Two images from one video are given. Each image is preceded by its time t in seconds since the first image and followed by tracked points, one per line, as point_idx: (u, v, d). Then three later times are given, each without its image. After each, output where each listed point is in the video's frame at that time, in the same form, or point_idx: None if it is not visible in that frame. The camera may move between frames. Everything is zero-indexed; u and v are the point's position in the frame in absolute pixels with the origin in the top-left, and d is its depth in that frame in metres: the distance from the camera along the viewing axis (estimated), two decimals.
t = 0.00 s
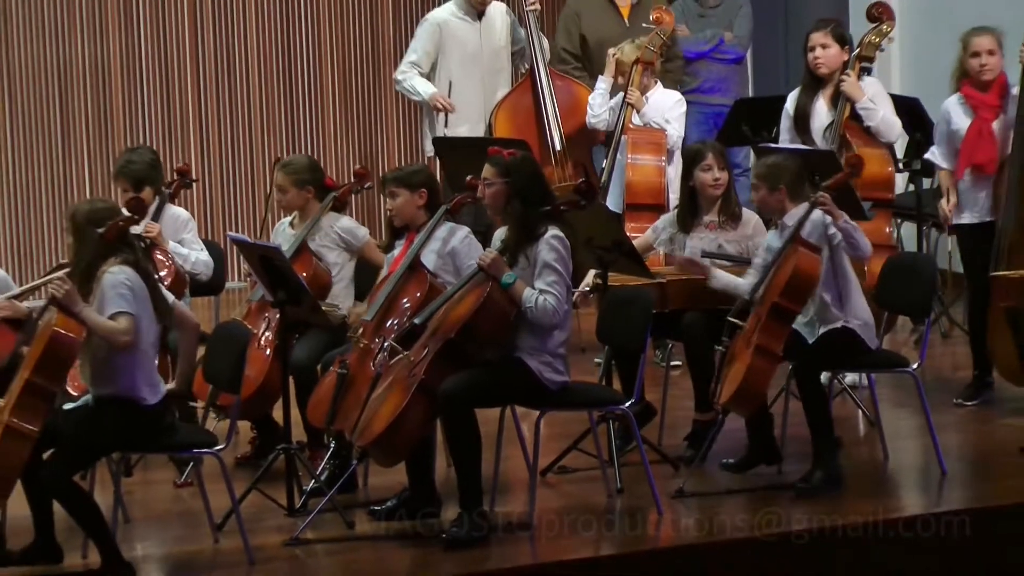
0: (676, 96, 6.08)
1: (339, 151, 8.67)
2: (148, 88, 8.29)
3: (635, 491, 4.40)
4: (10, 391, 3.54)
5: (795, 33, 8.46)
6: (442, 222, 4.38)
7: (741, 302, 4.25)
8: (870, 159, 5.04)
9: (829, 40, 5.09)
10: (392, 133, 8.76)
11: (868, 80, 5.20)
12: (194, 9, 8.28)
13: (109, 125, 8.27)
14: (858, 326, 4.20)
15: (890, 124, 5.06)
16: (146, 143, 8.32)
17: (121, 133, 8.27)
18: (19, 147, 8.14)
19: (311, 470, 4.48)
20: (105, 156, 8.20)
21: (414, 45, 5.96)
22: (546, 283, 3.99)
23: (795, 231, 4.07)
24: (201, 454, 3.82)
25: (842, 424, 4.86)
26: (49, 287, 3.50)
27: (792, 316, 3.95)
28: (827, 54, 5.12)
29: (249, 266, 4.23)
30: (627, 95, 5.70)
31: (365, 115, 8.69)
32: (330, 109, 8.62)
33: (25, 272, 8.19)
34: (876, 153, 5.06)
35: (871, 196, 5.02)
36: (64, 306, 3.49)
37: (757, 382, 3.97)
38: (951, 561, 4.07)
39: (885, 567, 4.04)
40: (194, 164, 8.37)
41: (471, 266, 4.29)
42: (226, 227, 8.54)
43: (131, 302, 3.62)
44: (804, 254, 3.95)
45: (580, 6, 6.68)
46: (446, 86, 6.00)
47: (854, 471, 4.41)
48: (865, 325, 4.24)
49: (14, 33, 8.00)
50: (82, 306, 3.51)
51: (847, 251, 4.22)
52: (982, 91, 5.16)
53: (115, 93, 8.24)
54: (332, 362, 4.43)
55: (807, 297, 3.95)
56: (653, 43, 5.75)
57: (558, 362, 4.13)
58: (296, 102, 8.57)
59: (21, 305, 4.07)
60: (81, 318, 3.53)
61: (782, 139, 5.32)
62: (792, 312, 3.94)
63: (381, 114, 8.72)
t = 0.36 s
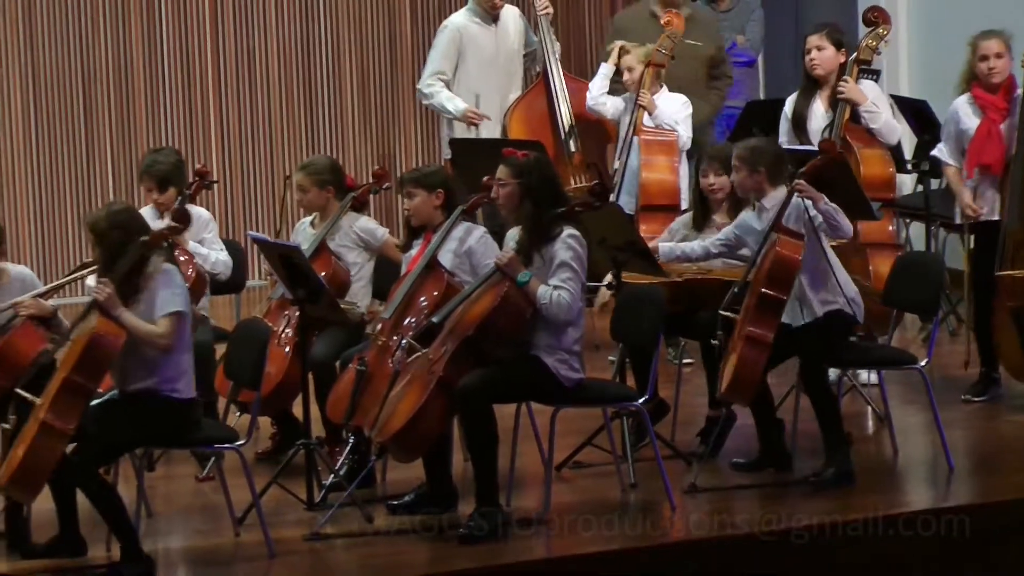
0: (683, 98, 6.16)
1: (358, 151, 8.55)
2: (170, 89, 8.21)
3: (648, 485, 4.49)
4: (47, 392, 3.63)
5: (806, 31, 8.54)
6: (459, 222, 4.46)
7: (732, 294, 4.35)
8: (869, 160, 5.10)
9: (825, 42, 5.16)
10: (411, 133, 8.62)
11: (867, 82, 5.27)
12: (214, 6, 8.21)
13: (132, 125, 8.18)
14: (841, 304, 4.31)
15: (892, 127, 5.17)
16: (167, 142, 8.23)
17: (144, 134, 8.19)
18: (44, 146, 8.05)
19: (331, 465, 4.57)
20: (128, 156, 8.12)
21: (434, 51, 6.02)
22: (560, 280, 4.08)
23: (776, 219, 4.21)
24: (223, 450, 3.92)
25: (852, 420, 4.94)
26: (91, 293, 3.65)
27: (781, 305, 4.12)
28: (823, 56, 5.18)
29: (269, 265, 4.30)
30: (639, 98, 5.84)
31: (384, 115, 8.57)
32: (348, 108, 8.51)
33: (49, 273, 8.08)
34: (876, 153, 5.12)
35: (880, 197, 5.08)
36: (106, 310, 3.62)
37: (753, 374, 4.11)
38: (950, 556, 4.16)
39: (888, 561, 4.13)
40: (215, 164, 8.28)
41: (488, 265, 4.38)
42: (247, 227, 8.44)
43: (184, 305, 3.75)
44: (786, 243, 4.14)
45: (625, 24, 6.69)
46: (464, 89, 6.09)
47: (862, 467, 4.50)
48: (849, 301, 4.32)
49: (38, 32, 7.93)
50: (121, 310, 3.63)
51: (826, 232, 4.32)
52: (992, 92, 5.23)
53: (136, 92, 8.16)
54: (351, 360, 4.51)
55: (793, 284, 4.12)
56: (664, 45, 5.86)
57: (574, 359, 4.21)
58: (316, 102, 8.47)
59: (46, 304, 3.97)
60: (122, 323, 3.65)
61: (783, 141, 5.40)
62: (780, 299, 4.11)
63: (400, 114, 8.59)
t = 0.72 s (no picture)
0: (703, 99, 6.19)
1: (384, 152, 8.60)
2: (199, 90, 8.20)
3: (675, 485, 4.50)
4: (79, 392, 3.64)
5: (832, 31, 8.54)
6: (486, 222, 4.47)
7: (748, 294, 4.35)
8: (892, 159, 5.08)
9: (851, 42, 5.15)
10: (437, 133, 8.70)
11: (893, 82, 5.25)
12: (241, 5, 8.21)
13: (161, 126, 8.16)
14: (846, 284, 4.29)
15: (918, 128, 5.21)
16: (194, 141, 8.22)
17: (174, 135, 8.17)
18: (71, 146, 7.98)
19: (358, 465, 4.58)
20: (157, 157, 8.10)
21: (460, 57, 5.99)
22: (589, 282, 4.09)
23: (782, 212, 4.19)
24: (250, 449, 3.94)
25: (879, 421, 4.94)
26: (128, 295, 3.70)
27: (798, 300, 4.14)
28: (849, 55, 5.18)
29: (296, 263, 4.29)
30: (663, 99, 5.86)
31: (409, 115, 8.63)
32: (375, 106, 8.55)
33: (76, 272, 8.03)
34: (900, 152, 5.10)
35: (905, 197, 5.06)
36: (143, 314, 3.66)
37: (779, 375, 4.13)
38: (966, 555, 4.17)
39: (901, 561, 4.12)
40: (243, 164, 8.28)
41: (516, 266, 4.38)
42: (274, 228, 8.44)
43: (219, 313, 3.77)
44: (799, 235, 4.12)
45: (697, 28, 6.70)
46: (484, 91, 6.08)
47: (889, 467, 4.50)
48: (851, 284, 4.28)
49: (66, 32, 7.88)
50: (159, 314, 3.67)
51: (830, 218, 4.30)
52: None
53: (164, 91, 8.13)
54: (378, 359, 4.53)
55: (809, 278, 4.12)
56: (684, 46, 5.94)
57: (601, 360, 4.22)
58: (342, 103, 8.50)
59: (72, 304, 3.95)
60: (158, 327, 3.69)
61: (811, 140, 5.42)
62: (801, 298, 4.12)
63: (425, 115, 8.66)
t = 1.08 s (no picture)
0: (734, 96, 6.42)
1: (422, 152, 8.62)
2: (236, 89, 8.24)
3: (713, 485, 4.51)
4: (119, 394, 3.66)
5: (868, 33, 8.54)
6: (523, 222, 4.49)
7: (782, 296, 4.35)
8: (934, 158, 5.09)
9: (889, 42, 5.13)
10: (474, 133, 8.72)
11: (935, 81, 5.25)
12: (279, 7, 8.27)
13: (199, 127, 8.19)
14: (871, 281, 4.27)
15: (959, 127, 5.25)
16: (232, 142, 8.26)
17: (212, 134, 8.20)
18: (110, 146, 8.02)
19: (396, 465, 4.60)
20: (195, 156, 8.13)
21: (495, 62, 6.02)
22: (626, 280, 4.11)
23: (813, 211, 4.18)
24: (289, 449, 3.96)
25: (917, 422, 4.95)
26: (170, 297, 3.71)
27: (831, 298, 4.14)
28: (887, 55, 5.17)
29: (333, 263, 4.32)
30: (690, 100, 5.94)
31: (446, 115, 8.65)
32: (412, 107, 8.59)
33: (115, 272, 8.07)
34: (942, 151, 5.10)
35: (944, 197, 5.07)
36: (185, 317, 3.67)
37: (816, 373, 4.14)
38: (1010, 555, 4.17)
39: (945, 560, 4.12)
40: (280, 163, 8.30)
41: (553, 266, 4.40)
42: (312, 228, 8.47)
43: (257, 319, 3.78)
44: (831, 233, 4.12)
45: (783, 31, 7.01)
46: (517, 93, 6.11)
47: (928, 467, 4.51)
48: (878, 279, 4.26)
49: (106, 33, 7.93)
50: (202, 319, 3.69)
51: (860, 215, 4.28)
52: None
53: (202, 93, 8.17)
54: (416, 359, 4.55)
55: (845, 276, 4.13)
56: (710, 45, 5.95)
57: (640, 360, 4.23)
58: (379, 103, 8.53)
59: (112, 303, 3.90)
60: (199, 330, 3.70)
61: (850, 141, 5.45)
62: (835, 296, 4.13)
63: (462, 114, 8.69)
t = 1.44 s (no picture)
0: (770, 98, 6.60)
1: (465, 152, 8.64)
2: (279, 89, 8.28)
3: (755, 486, 4.48)
4: (153, 398, 3.68)
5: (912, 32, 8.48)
6: (566, 222, 4.48)
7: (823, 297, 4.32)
8: (978, 159, 5.11)
9: (930, 43, 5.08)
10: (517, 133, 8.72)
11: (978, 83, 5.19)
12: (322, 8, 8.30)
13: (242, 126, 8.23)
14: (903, 284, 4.26)
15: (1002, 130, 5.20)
16: (275, 142, 8.30)
17: (255, 134, 8.24)
18: (153, 147, 8.06)
19: (438, 464, 4.59)
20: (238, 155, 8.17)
21: (537, 63, 6.02)
22: (668, 281, 4.08)
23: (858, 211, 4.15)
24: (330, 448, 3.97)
25: (961, 423, 4.91)
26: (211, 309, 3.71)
27: (874, 300, 4.09)
28: (928, 56, 5.12)
29: (375, 262, 4.30)
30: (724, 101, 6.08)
31: (489, 115, 8.66)
32: (455, 108, 8.59)
33: (159, 272, 8.10)
34: (984, 151, 5.11)
35: (987, 197, 5.07)
36: (225, 328, 3.67)
37: (859, 374, 4.10)
38: None
39: (990, 560, 4.08)
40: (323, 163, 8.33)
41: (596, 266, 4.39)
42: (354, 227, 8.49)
43: (299, 329, 3.79)
44: (875, 233, 4.08)
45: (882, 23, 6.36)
46: (558, 95, 6.09)
47: (973, 468, 4.47)
48: (911, 282, 4.25)
49: (149, 34, 7.98)
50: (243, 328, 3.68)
51: (901, 218, 4.26)
52: None
53: (245, 94, 8.21)
54: (458, 359, 4.55)
55: (888, 276, 4.09)
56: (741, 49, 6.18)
57: (681, 359, 4.21)
58: (422, 102, 8.55)
59: (154, 303, 3.94)
60: (239, 343, 3.70)
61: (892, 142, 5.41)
62: (878, 296, 4.08)
63: (504, 114, 8.69)
